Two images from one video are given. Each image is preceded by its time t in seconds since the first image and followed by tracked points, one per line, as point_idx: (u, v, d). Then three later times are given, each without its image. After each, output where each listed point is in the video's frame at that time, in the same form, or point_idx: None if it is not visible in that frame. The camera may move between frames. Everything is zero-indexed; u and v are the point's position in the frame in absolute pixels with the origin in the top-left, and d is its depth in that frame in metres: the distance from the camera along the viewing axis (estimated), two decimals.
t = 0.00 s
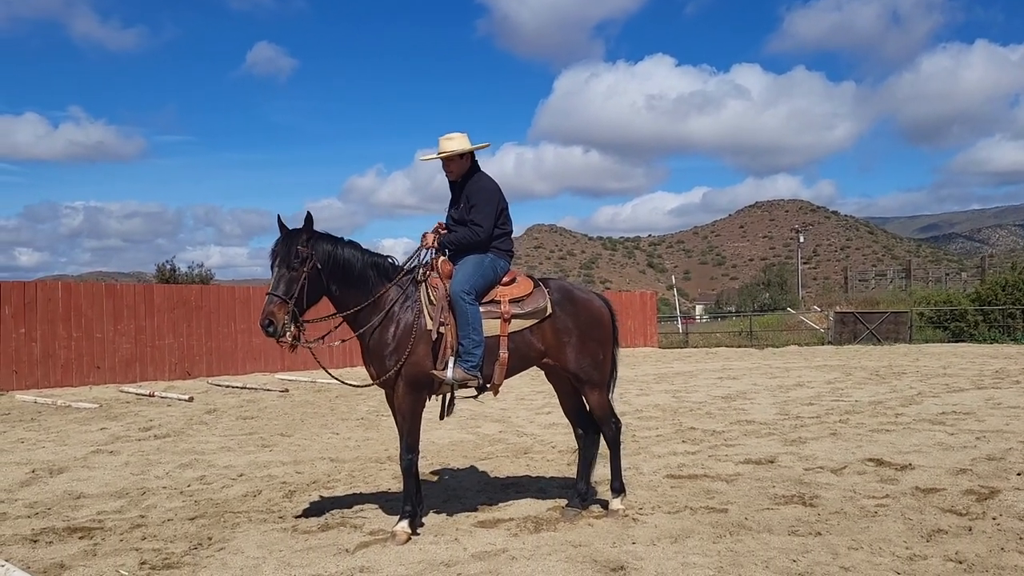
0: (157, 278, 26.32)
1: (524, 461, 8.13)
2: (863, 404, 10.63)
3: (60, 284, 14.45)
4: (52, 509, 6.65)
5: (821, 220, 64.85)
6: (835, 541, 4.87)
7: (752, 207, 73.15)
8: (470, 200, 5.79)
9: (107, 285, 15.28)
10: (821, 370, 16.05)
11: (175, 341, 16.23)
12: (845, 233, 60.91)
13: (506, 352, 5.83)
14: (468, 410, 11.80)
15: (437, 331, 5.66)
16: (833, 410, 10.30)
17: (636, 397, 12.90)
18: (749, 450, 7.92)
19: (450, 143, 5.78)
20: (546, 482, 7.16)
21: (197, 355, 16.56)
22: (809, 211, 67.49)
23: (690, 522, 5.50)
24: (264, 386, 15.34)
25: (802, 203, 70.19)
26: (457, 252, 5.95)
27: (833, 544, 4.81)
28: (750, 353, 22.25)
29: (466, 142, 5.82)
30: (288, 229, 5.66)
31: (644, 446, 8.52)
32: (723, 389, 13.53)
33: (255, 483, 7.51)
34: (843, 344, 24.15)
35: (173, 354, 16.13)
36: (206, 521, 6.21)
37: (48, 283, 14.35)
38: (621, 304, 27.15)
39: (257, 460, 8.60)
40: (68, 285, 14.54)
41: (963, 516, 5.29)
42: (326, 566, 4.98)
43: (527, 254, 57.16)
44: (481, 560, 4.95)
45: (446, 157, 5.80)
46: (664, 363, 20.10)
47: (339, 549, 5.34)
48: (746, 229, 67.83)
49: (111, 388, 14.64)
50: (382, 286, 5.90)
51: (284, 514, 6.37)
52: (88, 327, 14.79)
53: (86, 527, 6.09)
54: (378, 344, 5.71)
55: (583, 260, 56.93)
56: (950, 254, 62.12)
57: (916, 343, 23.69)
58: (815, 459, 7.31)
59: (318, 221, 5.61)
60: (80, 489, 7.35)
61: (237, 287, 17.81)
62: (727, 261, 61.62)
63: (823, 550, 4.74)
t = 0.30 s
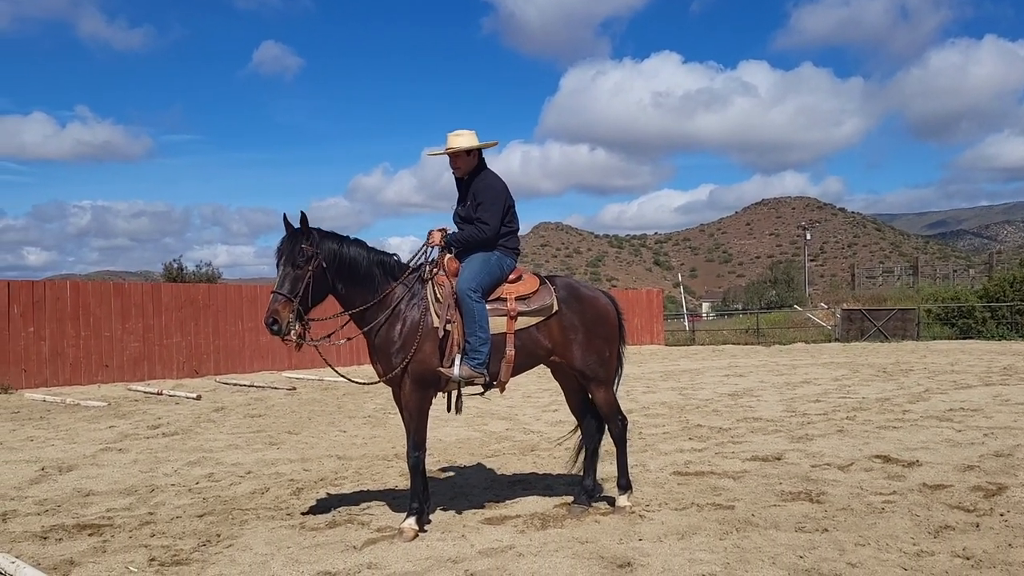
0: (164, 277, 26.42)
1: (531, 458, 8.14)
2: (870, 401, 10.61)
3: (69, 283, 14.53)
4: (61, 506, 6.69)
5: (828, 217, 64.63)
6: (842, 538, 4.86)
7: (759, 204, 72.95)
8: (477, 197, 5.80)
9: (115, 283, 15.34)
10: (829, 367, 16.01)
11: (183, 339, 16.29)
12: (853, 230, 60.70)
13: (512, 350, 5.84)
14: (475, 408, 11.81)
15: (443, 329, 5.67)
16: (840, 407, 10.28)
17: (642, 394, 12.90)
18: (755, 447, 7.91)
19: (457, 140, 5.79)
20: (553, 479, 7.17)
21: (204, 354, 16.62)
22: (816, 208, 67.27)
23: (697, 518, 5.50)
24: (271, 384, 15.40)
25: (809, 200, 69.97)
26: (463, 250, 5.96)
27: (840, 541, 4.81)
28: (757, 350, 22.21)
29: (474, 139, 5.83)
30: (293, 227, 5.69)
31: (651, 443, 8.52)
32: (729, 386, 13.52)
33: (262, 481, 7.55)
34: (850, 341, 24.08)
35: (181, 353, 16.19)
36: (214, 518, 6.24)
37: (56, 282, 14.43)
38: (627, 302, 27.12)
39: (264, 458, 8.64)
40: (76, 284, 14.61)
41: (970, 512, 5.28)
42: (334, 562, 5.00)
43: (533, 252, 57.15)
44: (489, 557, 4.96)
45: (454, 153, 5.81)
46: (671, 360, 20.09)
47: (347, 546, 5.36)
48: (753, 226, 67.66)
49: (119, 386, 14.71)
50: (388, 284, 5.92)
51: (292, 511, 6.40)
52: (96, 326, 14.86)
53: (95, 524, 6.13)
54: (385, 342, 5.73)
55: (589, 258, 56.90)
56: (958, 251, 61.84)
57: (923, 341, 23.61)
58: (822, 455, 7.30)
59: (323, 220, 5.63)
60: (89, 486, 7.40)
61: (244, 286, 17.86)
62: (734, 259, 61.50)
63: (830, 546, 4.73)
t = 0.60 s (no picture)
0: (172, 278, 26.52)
1: (538, 458, 8.14)
2: (878, 401, 10.56)
3: (77, 284, 14.60)
4: (70, 507, 6.73)
5: (835, 215, 64.37)
6: (849, 538, 4.85)
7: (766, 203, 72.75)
8: (483, 197, 5.81)
9: (123, 284, 15.41)
10: (836, 366, 15.95)
11: (191, 340, 16.35)
12: (860, 228, 60.46)
13: (519, 350, 5.83)
14: (482, 408, 11.82)
15: (451, 330, 5.68)
16: (847, 406, 10.25)
17: (649, 393, 12.89)
18: (763, 447, 7.89)
19: (464, 140, 5.80)
20: (560, 479, 7.17)
21: (212, 354, 16.68)
22: (823, 206, 67.06)
23: (704, 518, 5.49)
24: (279, 385, 15.44)
25: (816, 198, 69.71)
26: (470, 250, 5.96)
27: (848, 541, 4.80)
28: (764, 349, 22.15)
29: (480, 139, 5.83)
30: (299, 230, 5.70)
31: (657, 442, 8.50)
32: (737, 386, 13.49)
33: (270, 481, 7.57)
34: (857, 340, 23.99)
35: (188, 353, 16.25)
36: (222, 519, 6.26)
37: (65, 283, 14.50)
38: (634, 301, 27.09)
39: (272, 458, 8.66)
40: (84, 286, 14.68)
41: (979, 512, 5.26)
42: (341, 563, 5.01)
43: (539, 251, 57.10)
44: (495, 557, 4.96)
45: (461, 152, 5.82)
46: (678, 360, 20.06)
47: (354, 546, 5.37)
48: (760, 224, 67.47)
49: (127, 387, 14.78)
50: (394, 285, 5.93)
51: (299, 512, 6.42)
52: (104, 327, 14.93)
53: (104, 525, 6.16)
54: (392, 343, 5.73)
55: (596, 257, 56.84)
56: (967, 248, 61.47)
57: (931, 339, 23.51)
58: (830, 455, 7.27)
59: (331, 222, 5.62)
60: (98, 487, 7.43)
61: (251, 286, 17.90)
62: (741, 257, 61.33)
63: (837, 546, 4.72)
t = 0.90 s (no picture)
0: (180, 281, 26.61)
1: (544, 460, 8.13)
2: (885, 401, 10.51)
3: (84, 288, 14.66)
4: (78, 510, 6.76)
5: (842, 214, 64.16)
6: (855, 539, 4.83)
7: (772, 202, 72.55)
8: (488, 198, 5.80)
9: (130, 287, 15.48)
10: (844, 366, 15.88)
11: (198, 343, 16.40)
12: (868, 228, 60.23)
13: (525, 351, 5.83)
14: (488, 409, 11.81)
15: (456, 331, 5.67)
16: (855, 406, 10.20)
17: (656, 395, 12.86)
18: (769, 448, 7.86)
19: (469, 142, 5.81)
20: (566, 481, 7.16)
21: (219, 357, 16.73)
22: (830, 205, 66.84)
23: (710, 520, 5.48)
24: (285, 387, 15.47)
25: (823, 198, 69.49)
26: (475, 253, 5.96)
27: (854, 542, 4.78)
28: (771, 350, 22.08)
29: (486, 141, 5.84)
30: (304, 233, 5.72)
31: (664, 444, 8.48)
32: (743, 386, 13.45)
33: (276, 484, 7.59)
34: (865, 340, 23.88)
35: (196, 356, 16.31)
36: (228, 521, 6.28)
37: (73, 287, 14.58)
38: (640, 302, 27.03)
39: (278, 461, 8.69)
40: (92, 289, 14.75)
41: (986, 513, 5.23)
42: (347, 565, 5.02)
43: (546, 252, 57.07)
44: (501, 560, 4.96)
45: (467, 152, 5.82)
46: (685, 360, 20.01)
47: (360, 549, 5.38)
48: (767, 224, 67.28)
49: (135, 390, 14.84)
50: (400, 288, 5.94)
51: (305, 514, 6.43)
52: (112, 330, 14.99)
53: (111, 528, 6.18)
54: (397, 345, 5.74)
55: (603, 258, 56.80)
56: (976, 247, 61.20)
57: (939, 339, 23.39)
58: (836, 456, 7.25)
59: (336, 226, 5.63)
60: (105, 490, 7.46)
61: (258, 288, 17.94)
62: (748, 257, 61.18)
63: (844, 547, 4.70)
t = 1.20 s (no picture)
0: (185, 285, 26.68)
1: (548, 463, 8.13)
2: (889, 402, 10.48)
3: (89, 293, 14.71)
4: (83, 515, 6.77)
5: (847, 216, 64.05)
6: (859, 541, 4.81)
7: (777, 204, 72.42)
8: (491, 201, 5.81)
9: (135, 292, 15.52)
10: (848, 368, 15.84)
11: (202, 347, 16.43)
12: (873, 229, 60.06)
13: (527, 354, 5.83)
14: (492, 412, 11.82)
15: (458, 335, 5.68)
16: (859, 408, 10.17)
17: (660, 397, 12.84)
18: (773, 450, 7.85)
19: (472, 145, 5.82)
20: (569, 484, 7.16)
21: (223, 361, 16.76)
22: (834, 207, 66.70)
23: (713, 522, 5.46)
24: (290, 391, 15.50)
25: (827, 199, 69.37)
26: (478, 256, 5.96)
27: (857, 544, 4.76)
28: (776, 351, 22.04)
29: (487, 145, 5.84)
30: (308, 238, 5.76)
31: (667, 446, 8.47)
32: (748, 388, 13.43)
33: (280, 488, 7.59)
34: (870, 341, 23.81)
35: (200, 360, 16.34)
36: (232, 526, 6.29)
37: (77, 292, 14.62)
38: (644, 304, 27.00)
39: (282, 465, 8.69)
40: (96, 294, 14.79)
41: (990, 515, 5.21)
42: (350, 569, 5.02)
43: (550, 255, 57.05)
44: (504, 563, 4.96)
45: (467, 155, 5.83)
46: (689, 362, 19.98)
47: (363, 553, 5.38)
48: (771, 225, 67.17)
49: (140, 394, 14.88)
50: (402, 291, 5.94)
51: (309, 518, 6.43)
52: (116, 334, 15.04)
53: (115, 532, 6.20)
54: (399, 349, 5.74)
55: (607, 260, 56.76)
56: (981, 248, 61.05)
57: (944, 340, 23.32)
58: (840, 458, 7.23)
59: (338, 231, 5.66)
60: (110, 495, 7.48)
61: (262, 292, 17.97)
62: (752, 259, 61.10)
63: (847, 550, 4.68)
